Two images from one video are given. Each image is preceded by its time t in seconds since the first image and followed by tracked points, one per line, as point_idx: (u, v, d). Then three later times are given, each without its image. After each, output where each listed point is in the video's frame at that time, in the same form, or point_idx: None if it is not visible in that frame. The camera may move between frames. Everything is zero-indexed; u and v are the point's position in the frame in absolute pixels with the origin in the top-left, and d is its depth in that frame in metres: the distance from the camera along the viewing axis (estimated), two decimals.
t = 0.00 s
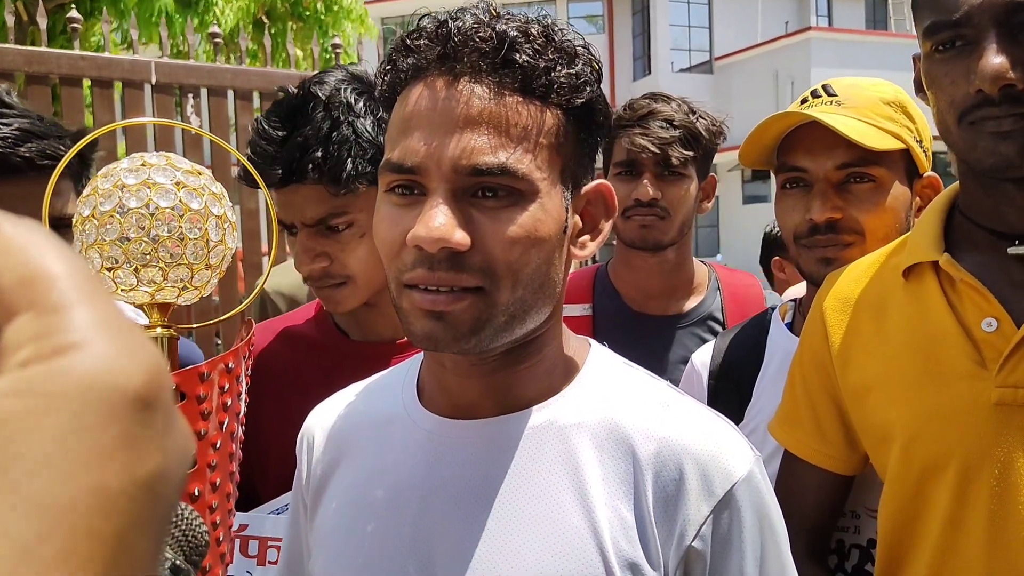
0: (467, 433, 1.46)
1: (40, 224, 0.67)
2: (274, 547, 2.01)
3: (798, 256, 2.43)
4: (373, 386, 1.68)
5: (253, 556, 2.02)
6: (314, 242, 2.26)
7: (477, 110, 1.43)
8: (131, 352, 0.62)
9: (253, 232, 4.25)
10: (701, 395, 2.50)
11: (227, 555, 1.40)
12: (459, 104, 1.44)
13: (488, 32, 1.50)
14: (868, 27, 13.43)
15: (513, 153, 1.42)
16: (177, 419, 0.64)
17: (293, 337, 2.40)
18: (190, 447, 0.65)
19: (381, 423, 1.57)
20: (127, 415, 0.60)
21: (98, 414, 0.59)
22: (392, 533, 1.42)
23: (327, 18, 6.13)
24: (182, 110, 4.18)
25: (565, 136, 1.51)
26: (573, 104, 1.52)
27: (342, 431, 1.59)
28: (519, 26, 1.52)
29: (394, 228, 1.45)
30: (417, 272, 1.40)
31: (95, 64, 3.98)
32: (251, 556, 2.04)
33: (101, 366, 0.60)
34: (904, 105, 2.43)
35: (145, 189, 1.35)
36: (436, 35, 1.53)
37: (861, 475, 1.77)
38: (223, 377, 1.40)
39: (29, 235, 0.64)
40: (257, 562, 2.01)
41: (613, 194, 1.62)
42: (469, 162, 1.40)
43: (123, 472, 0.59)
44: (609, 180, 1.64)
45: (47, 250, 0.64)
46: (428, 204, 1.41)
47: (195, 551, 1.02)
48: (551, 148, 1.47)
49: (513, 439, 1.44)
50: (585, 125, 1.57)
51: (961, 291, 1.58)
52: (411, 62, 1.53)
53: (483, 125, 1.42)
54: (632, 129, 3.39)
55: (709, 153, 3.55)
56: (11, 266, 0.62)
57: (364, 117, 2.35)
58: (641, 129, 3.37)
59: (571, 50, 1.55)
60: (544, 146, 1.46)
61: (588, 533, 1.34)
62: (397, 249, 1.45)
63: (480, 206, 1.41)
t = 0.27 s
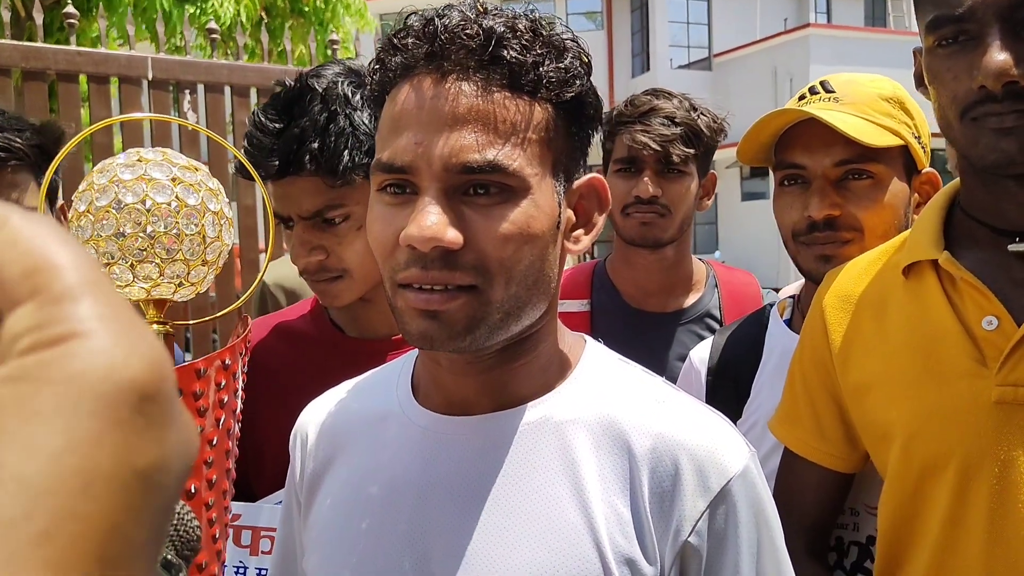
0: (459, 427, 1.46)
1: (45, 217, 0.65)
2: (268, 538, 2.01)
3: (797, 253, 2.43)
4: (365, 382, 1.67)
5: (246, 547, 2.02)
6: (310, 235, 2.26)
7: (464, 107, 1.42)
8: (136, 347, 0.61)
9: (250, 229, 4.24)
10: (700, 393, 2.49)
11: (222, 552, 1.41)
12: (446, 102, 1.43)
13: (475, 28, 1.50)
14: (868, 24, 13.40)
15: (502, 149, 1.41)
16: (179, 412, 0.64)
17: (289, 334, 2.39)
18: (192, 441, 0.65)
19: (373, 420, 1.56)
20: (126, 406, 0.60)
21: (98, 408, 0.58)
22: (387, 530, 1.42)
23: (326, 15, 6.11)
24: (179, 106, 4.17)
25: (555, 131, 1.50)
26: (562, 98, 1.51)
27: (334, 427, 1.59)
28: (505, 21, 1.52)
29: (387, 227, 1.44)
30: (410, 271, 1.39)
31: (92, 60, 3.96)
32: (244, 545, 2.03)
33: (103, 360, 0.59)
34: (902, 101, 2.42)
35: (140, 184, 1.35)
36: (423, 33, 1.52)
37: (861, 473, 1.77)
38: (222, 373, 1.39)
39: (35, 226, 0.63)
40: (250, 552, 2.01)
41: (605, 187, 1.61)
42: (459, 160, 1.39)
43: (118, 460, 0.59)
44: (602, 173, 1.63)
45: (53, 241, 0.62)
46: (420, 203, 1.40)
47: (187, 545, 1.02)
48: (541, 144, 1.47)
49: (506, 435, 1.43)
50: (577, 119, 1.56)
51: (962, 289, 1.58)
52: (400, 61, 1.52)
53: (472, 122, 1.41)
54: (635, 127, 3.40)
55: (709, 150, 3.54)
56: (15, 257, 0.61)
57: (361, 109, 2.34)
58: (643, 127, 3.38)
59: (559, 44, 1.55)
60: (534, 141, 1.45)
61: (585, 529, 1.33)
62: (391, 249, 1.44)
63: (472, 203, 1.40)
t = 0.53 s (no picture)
0: (459, 424, 1.45)
1: (56, 228, 0.68)
2: (263, 534, 2.00)
3: (798, 250, 2.42)
4: (362, 379, 1.67)
5: (243, 542, 2.02)
6: (315, 230, 2.24)
7: (464, 105, 1.42)
8: (141, 350, 0.61)
9: (249, 226, 4.23)
10: (700, 390, 2.49)
11: (224, 546, 1.40)
12: (446, 100, 1.42)
13: (474, 26, 1.49)
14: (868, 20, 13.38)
15: (502, 147, 1.41)
16: (185, 419, 0.64)
17: (286, 330, 2.38)
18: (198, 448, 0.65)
19: (372, 416, 1.55)
20: (133, 413, 0.60)
21: (102, 411, 0.59)
22: (385, 527, 1.42)
23: (327, 12, 6.10)
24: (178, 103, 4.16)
25: (555, 128, 1.50)
26: (562, 95, 1.51)
27: (334, 423, 1.58)
28: (505, 18, 1.52)
29: (388, 226, 1.44)
30: (411, 270, 1.39)
31: (91, 57, 3.95)
32: (240, 541, 2.03)
33: (109, 365, 0.60)
34: (903, 97, 2.42)
35: (147, 174, 1.34)
36: (422, 31, 1.52)
37: (863, 470, 1.77)
38: (225, 365, 1.39)
39: (44, 235, 0.65)
40: (246, 548, 2.02)
41: (606, 184, 1.60)
42: (459, 158, 1.39)
43: (125, 469, 0.59)
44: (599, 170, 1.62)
45: (62, 248, 0.64)
46: (420, 201, 1.40)
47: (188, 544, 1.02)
48: (542, 140, 1.46)
49: (508, 433, 1.43)
50: (577, 115, 1.56)
51: (966, 286, 1.57)
52: (399, 59, 1.51)
53: (472, 120, 1.41)
54: (631, 124, 3.40)
55: (707, 147, 3.55)
56: (26, 265, 0.63)
57: (363, 104, 2.36)
58: (640, 124, 3.38)
59: (559, 40, 1.54)
60: (534, 138, 1.45)
61: (585, 526, 1.33)
62: (392, 247, 1.43)
63: (472, 201, 1.40)
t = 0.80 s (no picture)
0: (461, 418, 1.45)
1: (52, 203, 0.69)
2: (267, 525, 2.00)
3: (798, 245, 2.42)
4: (361, 374, 1.67)
5: (246, 533, 2.01)
6: (318, 223, 2.25)
7: (463, 102, 1.42)
8: (141, 325, 0.62)
9: (248, 222, 4.23)
10: (701, 386, 2.49)
11: (222, 540, 1.40)
12: (445, 96, 1.42)
13: (473, 21, 1.49)
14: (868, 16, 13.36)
15: (502, 143, 1.41)
16: (183, 397, 0.65)
17: (285, 325, 2.38)
18: (195, 424, 0.66)
19: (372, 411, 1.56)
20: (135, 389, 0.61)
21: (102, 386, 0.60)
22: (386, 523, 1.42)
23: (326, 8, 6.08)
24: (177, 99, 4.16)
25: (555, 123, 1.50)
26: (562, 90, 1.51)
27: (335, 417, 1.58)
28: (504, 14, 1.52)
29: (390, 224, 1.44)
30: (414, 267, 1.39)
31: (90, 53, 3.94)
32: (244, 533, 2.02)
33: (110, 340, 0.61)
34: (902, 92, 2.42)
35: (140, 169, 1.34)
36: (422, 27, 1.52)
37: (865, 464, 1.77)
38: (222, 360, 1.39)
39: (43, 211, 0.66)
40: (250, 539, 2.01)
41: (608, 178, 1.61)
42: (459, 154, 1.39)
43: (128, 446, 0.60)
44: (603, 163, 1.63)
45: (61, 226, 0.65)
46: (421, 199, 1.40)
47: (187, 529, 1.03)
48: (542, 135, 1.46)
49: (512, 429, 1.43)
50: (576, 109, 1.56)
51: (968, 280, 1.58)
52: (400, 56, 1.51)
53: (472, 116, 1.41)
54: (630, 122, 3.38)
55: (706, 145, 3.54)
56: (25, 241, 0.64)
57: (364, 97, 2.38)
58: (638, 122, 3.36)
59: (558, 35, 1.54)
60: (535, 134, 1.45)
61: (587, 522, 1.34)
62: (396, 244, 1.43)
63: (472, 197, 1.40)
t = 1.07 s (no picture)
0: (461, 415, 1.45)
1: (21, 192, 0.75)
2: (267, 520, 2.00)
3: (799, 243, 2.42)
4: (361, 371, 1.66)
5: (246, 529, 2.01)
6: (319, 215, 2.25)
7: (462, 96, 1.41)
8: (115, 315, 0.70)
9: (247, 219, 4.22)
10: (701, 383, 2.48)
11: (219, 534, 1.39)
12: (444, 91, 1.42)
13: (473, 16, 1.48)
14: (868, 13, 13.34)
15: (501, 138, 1.41)
16: (158, 389, 0.73)
17: (284, 323, 2.38)
18: (170, 416, 0.74)
19: (371, 407, 1.55)
20: (110, 380, 0.69)
21: (78, 375, 0.68)
22: (384, 521, 1.42)
23: (325, 6, 6.08)
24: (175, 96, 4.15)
25: (554, 119, 1.49)
26: (561, 86, 1.50)
27: (335, 413, 1.58)
28: (504, 10, 1.51)
29: (388, 217, 1.44)
30: (412, 262, 1.38)
31: (88, 51, 3.94)
32: (244, 529, 2.03)
33: (83, 331, 0.68)
34: (902, 89, 2.42)
35: (138, 163, 1.33)
36: (421, 22, 1.51)
37: (866, 462, 1.76)
38: (219, 355, 1.38)
39: (15, 202, 0.72)
40: (250, 535, 2.01)
41: (606, 175, 1.60)
42: (458, 149, 1.38)
43: (104, 439, 0.68)
44: (599, 160, 1.62)
45: (34, 220, 0.72)
46: (419, 191, 1.39)
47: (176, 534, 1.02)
48: (541, 131, 1.46)
49: (510, 425, 1.43)
50: (575, 106, 1.55)
51: (971, 277, 1.57)
52: (399, 50, 1.51)
53: (471, 111, 1.41)
54: (634, 132, 3.35)
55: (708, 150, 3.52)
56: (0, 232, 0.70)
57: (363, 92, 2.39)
58: (642, 133, 3.33)
59: (558, 32, 1.54)
60: (533, 130, 1.44)
61: (583, 518, 1.34)
62: (391, 239, 1.43)
63: (471, 191, 1.39)
